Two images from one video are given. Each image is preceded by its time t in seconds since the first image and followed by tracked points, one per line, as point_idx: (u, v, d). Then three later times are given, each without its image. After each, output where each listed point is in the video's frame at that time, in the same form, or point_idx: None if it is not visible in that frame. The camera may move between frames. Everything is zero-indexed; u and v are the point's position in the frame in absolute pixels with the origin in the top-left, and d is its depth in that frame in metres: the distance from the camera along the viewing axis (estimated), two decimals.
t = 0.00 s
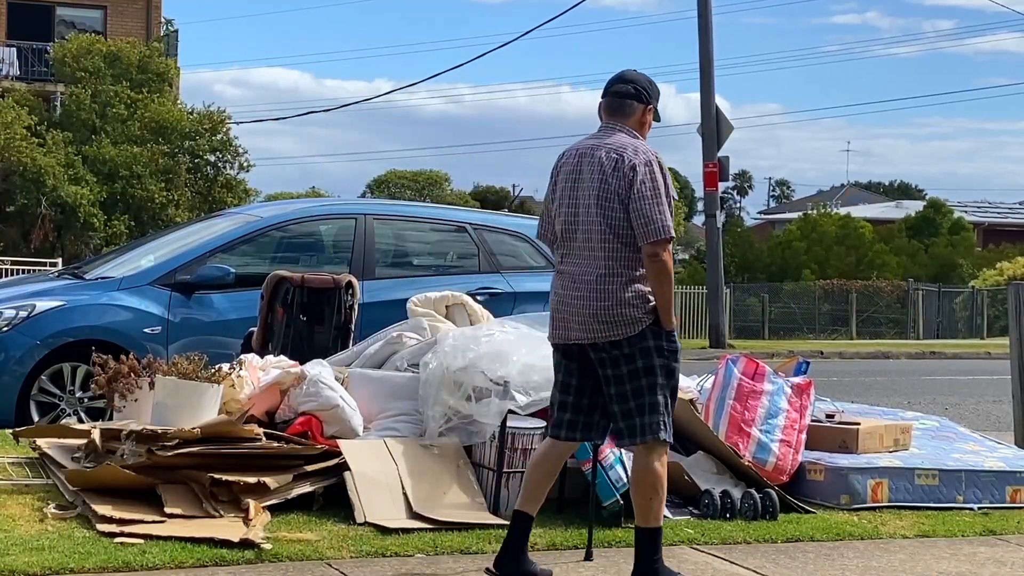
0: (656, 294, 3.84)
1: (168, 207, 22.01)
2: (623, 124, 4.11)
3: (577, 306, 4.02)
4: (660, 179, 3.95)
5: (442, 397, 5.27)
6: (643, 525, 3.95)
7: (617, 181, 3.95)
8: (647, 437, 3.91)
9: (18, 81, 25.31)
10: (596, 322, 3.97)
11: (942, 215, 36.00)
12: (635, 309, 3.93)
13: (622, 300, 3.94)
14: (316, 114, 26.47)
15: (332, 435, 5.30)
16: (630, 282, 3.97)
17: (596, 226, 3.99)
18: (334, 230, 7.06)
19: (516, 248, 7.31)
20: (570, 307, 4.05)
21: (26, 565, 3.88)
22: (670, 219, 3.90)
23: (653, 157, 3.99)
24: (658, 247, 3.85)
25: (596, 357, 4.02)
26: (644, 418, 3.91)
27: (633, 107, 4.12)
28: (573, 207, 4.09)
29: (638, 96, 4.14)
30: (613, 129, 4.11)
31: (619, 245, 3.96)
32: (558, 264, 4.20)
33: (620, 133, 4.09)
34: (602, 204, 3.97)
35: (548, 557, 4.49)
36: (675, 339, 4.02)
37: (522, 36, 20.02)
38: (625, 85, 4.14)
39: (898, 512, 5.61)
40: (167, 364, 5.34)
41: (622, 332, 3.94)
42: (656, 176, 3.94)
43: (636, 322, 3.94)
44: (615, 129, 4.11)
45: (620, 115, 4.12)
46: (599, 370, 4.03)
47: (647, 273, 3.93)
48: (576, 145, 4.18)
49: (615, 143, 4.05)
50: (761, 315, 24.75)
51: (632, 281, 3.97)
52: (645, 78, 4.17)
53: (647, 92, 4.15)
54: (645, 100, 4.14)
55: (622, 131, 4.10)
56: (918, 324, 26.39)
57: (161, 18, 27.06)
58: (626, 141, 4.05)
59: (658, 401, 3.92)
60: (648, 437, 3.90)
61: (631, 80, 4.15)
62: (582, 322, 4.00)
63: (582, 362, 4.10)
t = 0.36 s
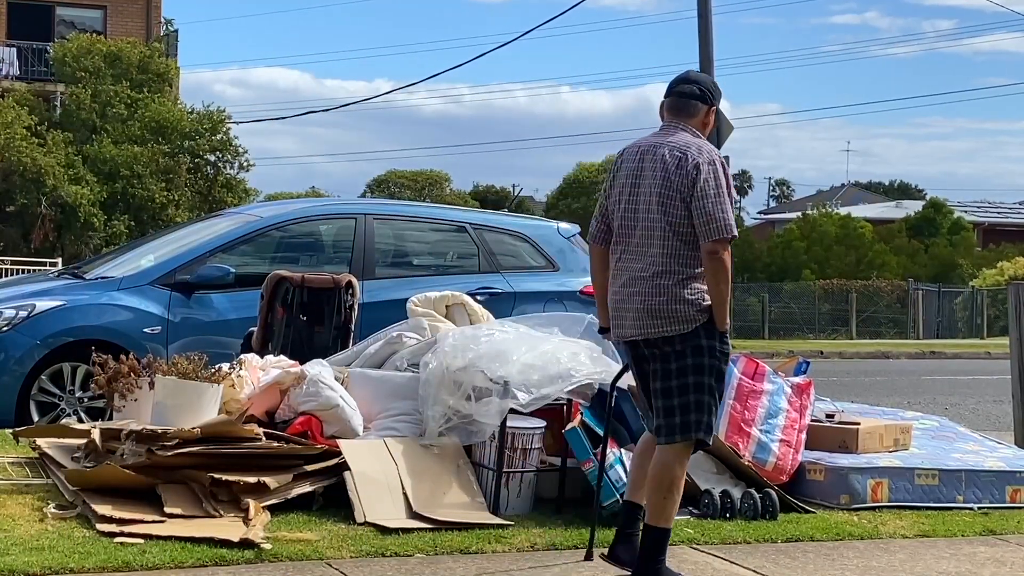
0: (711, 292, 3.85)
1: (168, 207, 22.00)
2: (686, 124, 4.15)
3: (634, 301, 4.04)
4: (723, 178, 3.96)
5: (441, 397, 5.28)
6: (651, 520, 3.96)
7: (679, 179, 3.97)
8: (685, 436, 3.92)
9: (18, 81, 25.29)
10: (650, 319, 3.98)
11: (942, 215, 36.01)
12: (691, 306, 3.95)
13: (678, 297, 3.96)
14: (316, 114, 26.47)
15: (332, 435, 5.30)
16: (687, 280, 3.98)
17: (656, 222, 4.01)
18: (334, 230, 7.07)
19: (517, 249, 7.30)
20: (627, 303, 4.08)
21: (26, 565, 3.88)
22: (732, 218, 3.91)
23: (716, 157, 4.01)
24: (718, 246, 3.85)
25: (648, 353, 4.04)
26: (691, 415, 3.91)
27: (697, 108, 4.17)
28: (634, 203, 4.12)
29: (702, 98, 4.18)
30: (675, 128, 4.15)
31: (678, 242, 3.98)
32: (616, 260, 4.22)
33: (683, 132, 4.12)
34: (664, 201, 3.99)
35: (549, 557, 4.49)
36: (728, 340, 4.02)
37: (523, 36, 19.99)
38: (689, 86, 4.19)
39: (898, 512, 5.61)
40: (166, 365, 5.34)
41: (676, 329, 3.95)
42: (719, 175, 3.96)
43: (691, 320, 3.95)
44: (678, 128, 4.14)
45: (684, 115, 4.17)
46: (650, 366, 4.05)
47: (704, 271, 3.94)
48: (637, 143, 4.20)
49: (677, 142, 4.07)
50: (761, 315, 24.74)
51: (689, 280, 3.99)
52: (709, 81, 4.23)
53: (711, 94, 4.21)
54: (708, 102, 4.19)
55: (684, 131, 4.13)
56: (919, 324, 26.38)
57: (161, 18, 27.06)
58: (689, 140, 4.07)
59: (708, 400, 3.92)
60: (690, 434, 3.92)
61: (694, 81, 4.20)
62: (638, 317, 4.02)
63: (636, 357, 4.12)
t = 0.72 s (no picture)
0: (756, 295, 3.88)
1: (168, 207, 21.99)
2: (730, 134, 4.21)
3: (682, 307, 4.09)
4: (767, 185, 4.00)
5: (441, 397, 5.27)
6: (664, 514, 4.01)
7: (724, 186, 4.01)
8: (716, 437, 3.96)
9: (18, 81, 25.29)
10: (697, 323, 4.03)
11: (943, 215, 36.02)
12: (736, 311, 3.98)
13: (724, 302, 4.00)
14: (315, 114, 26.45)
15: (332, 435, 5.30)
16: (734, 286, 4.02)
17: (701, 229, 4.06)
18: (334, 230, 7.07)
19: (517, 249, 7.30)
20: (675, 310, 4.13)
21: (26, 565, 3.88)
22: (776, 223, 3.94)
23: (760, 164, 4.05)
24: (762, 251, 3.89)
25: (694, 357, 4.09)
26: (725, 418, 3.96)
27: (743, 118, 4.22)
28: (680, 212, 4.17)
29: (747, 108, 4.23)
30: (719, 138, 4.20)
31: (723, 248, 4.02)
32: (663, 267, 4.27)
33: (727, 142, 4.17)
34: (708, 208, 4.03)
35: (550, 557, 4.49)
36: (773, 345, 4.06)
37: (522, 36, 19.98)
38: (736, 97, 4.25)
39: (898, 512, 5.61)
40: (167, 365, 5.34)
41: (722, 333, 3.99)
42: (763, 182, 3.99)
43: (738, 325, 3.98)
44: (722, 138, 4.20)
45: (730, 125, 4.22)
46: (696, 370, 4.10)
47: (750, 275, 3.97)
48: (683, 153, 4.25)
49: (722, 150, 4.12)
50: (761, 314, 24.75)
51: (736, 285, 4.03)
52: (756, 93, 4.27)
53: (756, 106, 4.26)
54: (753, 113, 4.24)
55: (727, 141, 4.19)
56: (918, 324, 26.36)
57: (161, 18, 27.07)
58: (734, 149, 4.11)
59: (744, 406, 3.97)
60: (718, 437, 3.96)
61: (741, 92, 4.25)
62: (684, 323, 4.07)
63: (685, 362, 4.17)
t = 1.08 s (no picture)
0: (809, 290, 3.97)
1: (168, 207, 21.98)
2: (775, 134, 4.30)
3: (735, 309, 4.17)
4: (815, 181, 4.08)
5: (441, 397, 5.27)
6: (744, 491, 4.08)
7: (773, 185, 4.09)
8: (804, 434, 4.03)
9: (18, 81, 25.28)
10: (752, 323, 4.11)
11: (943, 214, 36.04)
12: (791, 308, 4.06)
13: (778, 300, 4.08)
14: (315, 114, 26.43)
15: (332, 435, 5.30)
16: (786, 283, 4.10)
17: (753, 228, 4.14)
18: (334, 230, 7.07)
19: (516, 249, 7.30)
20: (728, 311, 4.21)
21: (26, 565, 3.88)
22: (826, 219, 4.03)
23: (807, 161, 4.13)
24: (815, 246, 3.97)
25: (753, 357, 4.16)
26: (806, 415, 4.03)
27: (789, 118, 4.31)
28: (729, 213, 4.25)
29: (792, 109, 4.33)
30: (763, 139, 4.30)
31: (775, 247, 4.11)
32: (714, 269, 4.36)
33: (773, 142, 4.26)
34: (759, 207, 4.12)
35: (549, 557, 4.50)
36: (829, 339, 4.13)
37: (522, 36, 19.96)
38: (779, 98, 4.34)
39: (897, 512, 5.61)
40: (167, 365, 5.35)
41: (779, 331, 4.07)
42: (811, 178, 4.08)
43: (793, 323, 4.06)
44: (768, 137, 4.28)
45: (777, 125, 4.30)
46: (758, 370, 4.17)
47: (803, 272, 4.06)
48: (729, 155, 4.34)
49: (768, 150, 4.21)
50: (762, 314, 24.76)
51: (789, 282, 4.11)
52: (799, 93, 4.37)
53: (800, 107, 4.36)
54: (798, 113, 4.34)
55: (772, 140, 4.28)
56: (918, 324, 26.35)
57: (161, 18, 27.07)
58: (780, 148, 4.20)
59: (822, 399, 4.02)
60: (808, 433, 4.02)
61: (787, 94, 4.34)
62: (740, 323, 4.14)
63: (743, 363, 4.24)
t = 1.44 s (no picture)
0: (862, 295, 4.01)
1: (168, 207, 21.97)
2: (825, 141, 4.33)
3: (785, 311, 4.17)
4: (868, 187, 4.12)
5: (441, 397, 5.26)
6: (860, 521, 4.15)
7: (828, 189, 4.11)
8: (853, 439, 4.09)
9: (18, 81, 25.27)
10: (803, 326, 4.12)
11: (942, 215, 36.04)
12: (843, 312, 4.09)
13: (830, 304, 4.09)
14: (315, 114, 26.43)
15: (332, 435, 5.30)
16: (838, 287, 4.12)
17: (805, 232, 4.15)
18: (334, 230, 7.07)
19: (516, 248, 7.30)
20: (776, 313, 4.21)
21: (26, 565, 3.88)
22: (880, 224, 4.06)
23: (859, 167, 4.16)
24: (869, 252, 4.01)
25: (801, 361, 4.17)
26: (852, 420, 4.08)
27: (836, 127, 4.34)
28: (779, 216, 4.25)
29: (840, 118, 4.36)
30: (812, 145, 4.32)
31: (827, 251, 4.12)
32: (760, 272, 4.36)
33: (822, 148, 4.29)
34: (812, 211, 4.13)
35: (549, 557, 4.50)
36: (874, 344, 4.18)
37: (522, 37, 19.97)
38: (828, 106, 4.37)
39: (898, 512, 5.61)
40: (167, 365, 5.36)
41: (831, 334, 4.09)
42: (865, 184, 4.11)
43: (844, 326, 4.09)
44: (818, 144, 4.31)
45: (825, 134, 4.33)
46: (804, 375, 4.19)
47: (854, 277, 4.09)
48: (778, 160, 4.35)
49: (820, 156, 4.23)
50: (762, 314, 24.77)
51: (840, 287, 4.13)
52: (846, 103, 4.40)
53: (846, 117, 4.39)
54: (844, 123, 4.38)
55: (822, 147, 4.31)
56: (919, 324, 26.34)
57: (161, 18, 27.07)
58: (831, 153, 4.23)
59: (856, 406, 4.08)
60: (857, 438, 4.09)
61: (835, 102, 4.38)
62: (791, 326, 4.14)
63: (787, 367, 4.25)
